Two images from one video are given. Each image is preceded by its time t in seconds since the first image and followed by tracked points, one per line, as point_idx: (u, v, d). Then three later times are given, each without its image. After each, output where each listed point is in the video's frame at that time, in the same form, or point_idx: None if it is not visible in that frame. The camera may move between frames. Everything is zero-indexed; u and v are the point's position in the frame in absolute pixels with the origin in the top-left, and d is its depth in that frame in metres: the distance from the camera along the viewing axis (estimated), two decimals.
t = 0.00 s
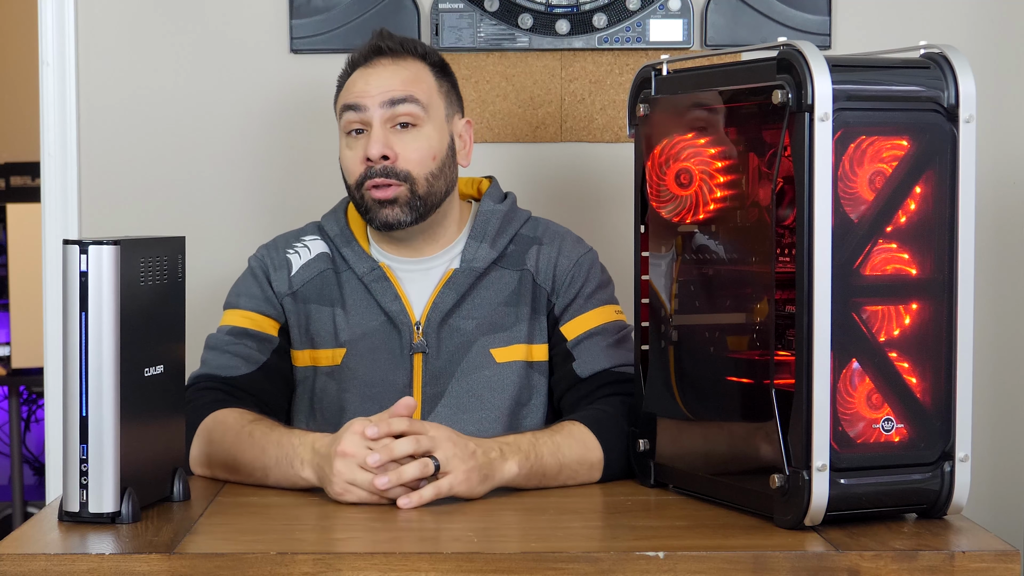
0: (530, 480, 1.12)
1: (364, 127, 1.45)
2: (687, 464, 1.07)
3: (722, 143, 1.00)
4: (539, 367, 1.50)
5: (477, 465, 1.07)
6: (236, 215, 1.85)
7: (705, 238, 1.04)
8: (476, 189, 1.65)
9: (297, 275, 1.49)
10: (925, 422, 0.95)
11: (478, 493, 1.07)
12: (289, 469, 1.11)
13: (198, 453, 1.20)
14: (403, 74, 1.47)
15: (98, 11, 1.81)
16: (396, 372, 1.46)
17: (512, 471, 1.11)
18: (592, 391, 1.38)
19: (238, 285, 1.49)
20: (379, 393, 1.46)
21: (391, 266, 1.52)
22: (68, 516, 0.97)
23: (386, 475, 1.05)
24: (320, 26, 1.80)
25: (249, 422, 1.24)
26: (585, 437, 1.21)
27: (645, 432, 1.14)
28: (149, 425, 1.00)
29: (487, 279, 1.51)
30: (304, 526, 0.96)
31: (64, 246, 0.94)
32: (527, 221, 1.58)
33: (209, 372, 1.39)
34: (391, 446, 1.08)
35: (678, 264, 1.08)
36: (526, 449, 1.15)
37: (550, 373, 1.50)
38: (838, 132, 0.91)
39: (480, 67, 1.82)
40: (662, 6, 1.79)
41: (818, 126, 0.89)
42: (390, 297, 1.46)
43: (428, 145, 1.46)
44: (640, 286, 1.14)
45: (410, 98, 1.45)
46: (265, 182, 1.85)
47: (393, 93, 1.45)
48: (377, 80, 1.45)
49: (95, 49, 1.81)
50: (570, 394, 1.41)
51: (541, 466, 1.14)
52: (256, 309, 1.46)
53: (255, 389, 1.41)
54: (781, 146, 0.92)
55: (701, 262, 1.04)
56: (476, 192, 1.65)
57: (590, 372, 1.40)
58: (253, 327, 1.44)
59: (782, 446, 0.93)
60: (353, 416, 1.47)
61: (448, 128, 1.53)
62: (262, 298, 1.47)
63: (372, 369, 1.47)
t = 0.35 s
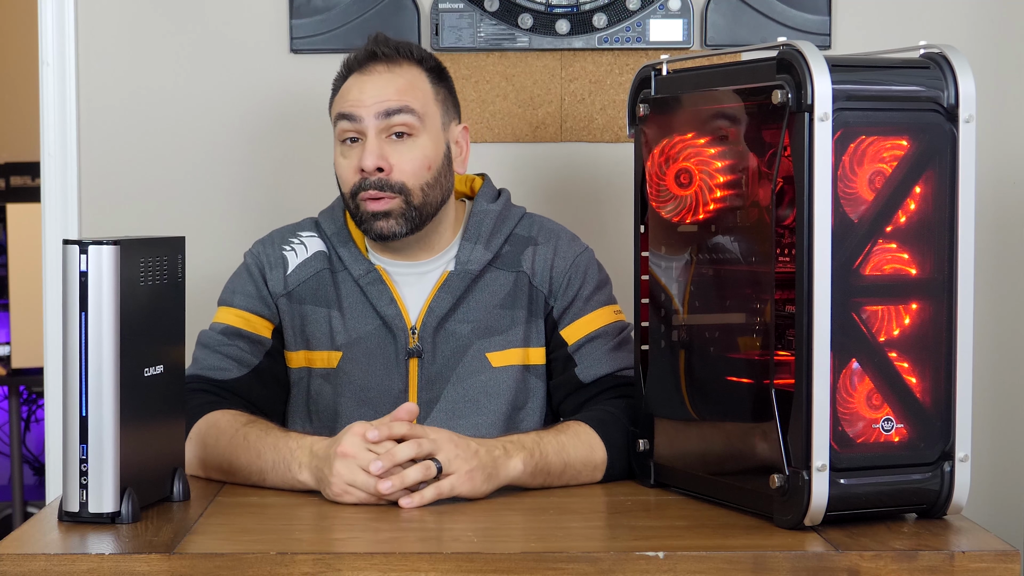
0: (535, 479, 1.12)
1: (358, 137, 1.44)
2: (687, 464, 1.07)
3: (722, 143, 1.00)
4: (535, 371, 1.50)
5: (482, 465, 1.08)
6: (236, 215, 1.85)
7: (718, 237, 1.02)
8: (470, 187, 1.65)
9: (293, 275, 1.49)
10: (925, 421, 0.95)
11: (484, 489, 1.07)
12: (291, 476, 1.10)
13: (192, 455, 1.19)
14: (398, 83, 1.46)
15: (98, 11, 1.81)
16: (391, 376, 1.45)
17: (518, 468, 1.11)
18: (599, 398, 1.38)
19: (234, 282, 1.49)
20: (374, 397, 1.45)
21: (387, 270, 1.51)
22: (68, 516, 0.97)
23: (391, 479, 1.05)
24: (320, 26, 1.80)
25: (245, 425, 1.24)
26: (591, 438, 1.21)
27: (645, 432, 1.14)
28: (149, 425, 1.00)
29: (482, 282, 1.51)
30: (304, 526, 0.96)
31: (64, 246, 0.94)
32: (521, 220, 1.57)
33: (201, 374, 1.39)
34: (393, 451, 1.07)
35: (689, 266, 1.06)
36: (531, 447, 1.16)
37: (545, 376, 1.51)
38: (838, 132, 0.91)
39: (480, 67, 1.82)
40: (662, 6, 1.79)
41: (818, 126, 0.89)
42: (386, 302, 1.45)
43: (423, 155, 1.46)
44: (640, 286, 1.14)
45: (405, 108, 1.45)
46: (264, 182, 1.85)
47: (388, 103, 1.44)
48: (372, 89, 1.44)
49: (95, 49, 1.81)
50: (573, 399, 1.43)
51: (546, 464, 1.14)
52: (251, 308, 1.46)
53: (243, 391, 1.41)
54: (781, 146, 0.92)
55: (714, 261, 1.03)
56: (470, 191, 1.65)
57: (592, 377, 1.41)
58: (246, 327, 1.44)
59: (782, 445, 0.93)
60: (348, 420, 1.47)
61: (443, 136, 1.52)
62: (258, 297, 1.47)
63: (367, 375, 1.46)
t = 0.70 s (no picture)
0: (536, 478, 1.12)
1: (370, 135, 1.43)
2: (688, 464, 1.07)
3: (722, 143, 1.00)
4: (539, 371, 1.50)
5: (482, 462, 1.08)
6: (236, 215, 1.85)
7: (719, 237, 1.02)
8: (474, 188, 1.65)
9: (296, 275, 1.49)
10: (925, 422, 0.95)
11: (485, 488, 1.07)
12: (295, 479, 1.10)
13: (192, 456, 1.18)
14: (413, 84, 1.46)
15: (98, 11, 1.81)
16: (396, 377, 1.46)
17: (518, 467, 1.11)
18: (600, 399, 1.38)
19: (235, 282, 1.48)
20: (380, 398, 1.46)
21: (392, 270, 1.51)
22: (68, 516, 0.97)
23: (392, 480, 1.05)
24: (320, 26, 1.80)
25: (244, 426, 1.23)
26: (592, 438, 1.21)
27: (646, 432, 1.14)
28: (149, 424, 1.00)
29: (487, 281, 1.51)
30: (304, 526, 0.96)
31: (64, 246, 0.94)
32: (525, 220, 1.57)
33: (200, 375, 1.39)
34: (393, 450, 1.07)
35: (690, 266, 1.06)
36: (531, 446, 1.15)
37: (550, 375, 1.51)
38: (838, 132, 0.91)
39: (480, 67, 1.82)
40: (662, 6, 1.79)
41: (818, 126, 0.89)
42: (391, 302, 1.45)
43: (433, 157, 1.46)
44: (640, 286, 1.14)
45: (418, 109, 1.44)
46: (265, 182, 1.85)
47: (402, 103, 1.43)
48: (387, 88, 1.44)
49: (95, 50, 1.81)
50: (575, 398, 1.43)
51: (546, 463, 1.14)
52: (251, 309, 1.45)
53: (243, 393, 1.41)
54: (781, 146, 0.92)
55: (716, 262, 1.02)
56: (474, 192, 1.65)
57: (594, 377, 1.41)
58: (247, 327, 1.44)
59: (783, 445, 0.93)
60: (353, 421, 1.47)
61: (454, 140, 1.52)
62: (259, 297, 1.47)
63: (373, 374, 1.46)
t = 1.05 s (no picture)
0: (535, 484, 1.11)
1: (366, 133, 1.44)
2: (688, 464, 1.07)
3: (722, 143, 1.00)
4: (540, 370, 1.50)
5: (486, 463, 1.07)
6: (237, 215, 1.85)
7: (719, 236, 1.02)
8: (477, 188, 1.66)
9: (297, 275, 1.49)
10: (925, 422, 0.95)
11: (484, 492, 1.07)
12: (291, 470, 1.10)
13: (192, 454, 1.18)
14: (411, 84, 1.46)
15: (98, 10, 1.80)
16: (399, 372, 1.46)
17: (519, 474, 1.10)
18: (599, 398, 1.38)
19: (236, 284, 1.48)
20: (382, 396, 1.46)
21: (395, 267, 1.52)
22: (68, 516, 0.97)
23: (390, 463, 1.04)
24: (320, 26, 1.80)
25: (231, 419, 1.23)
26: (592, 440, 1.20)
27: (646, 432, 1.14)
28: (149, 424, 1.00)
29: (489, 280, 1.51)
30: (304, 526, 0.95)
31: (64, 246, 0.94)
32: (528, 220, 1.58)
33: (199, 375, 1.37)
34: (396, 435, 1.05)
35: (690, 266, 1.06)
36: (534, 451, 1.14)
37: (550, 374, 1.51)
38: (838, 132, 0.91)
39: (479, 67, 1.82)
40: (662, 6, 1.79)
41: (818, 126, 0.89)
42: (394, 300, 1.45)
43: (426, 158, 1.45)
44: (640, 286, 1.14)
45: (414, 110, 1.44)
46: (265, 181, 1.85)
47: (397, 103, 1.43)
48: (385, 86, 1.44)
49: (95, 50, 1.81)
50: (574, 397, 1.43)
51: (547, 469, 1.13)
52: (253, 309, 1.46)
53: (242, 393, 1.38)
54: (781, 146, 0.92)
55: (714, 261, 1.03)
56: (478, 192, 1.66)
57: (593, 375, 1.41)
58: (247, 328, 1.44)
59: (782, 446, 0.93)
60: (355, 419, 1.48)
61: (454, 142, 1.51)
62: (260, 298, 1.47)
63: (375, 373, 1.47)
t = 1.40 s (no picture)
0: (536, 480, 1.11)
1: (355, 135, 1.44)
2: (688, 464, 1.07)
3: (722, 143, 1.00)
4: (541, 369, 1.50)
5: (487, 454, 1.08)
6: (237, 215, 1.85)
7: (718, 237, 1.02)
8: (480, 186, 1.64)
9: (299, 274, 1.49)
10: (925, 422, 0.95)
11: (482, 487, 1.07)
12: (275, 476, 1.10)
13: (189, 455, 1.18)
14: (398, 84, 1.46)
15: (98, 10, 1.81)
16: (400, 371, 1.46)
17: (519, 470, 1.10)
18: (600, 398, 1.39)
19: (239, 282, 1.50)
20: (383, 395, 1.46)
21: (395, 266, 1.52)
22: (68, 516, 0.97)
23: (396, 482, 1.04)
24: (320, 26, 1.80)
25: (222, 424, 1.24)
26: (590, 440, 1.20)
27: (647, 432, 1.14)
28: (149, 424, 1.00)
29: (491, 278, 1.51)
30: (304, 526, 0.95)
31: (64, 246, 0.94)
32: (530, 220, 1.58)
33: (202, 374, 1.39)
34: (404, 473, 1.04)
35: (690, 266, 1.06)
36: (532, 448, 1.15)
37: (550, 374, 1.51)
38: (838, 132, 0.91)
39: (480, 67, 1.82)
40: (662, 6, 1.79)
41: (818, 126, 0.89)
42: (395, 298, 1.45)
43: (416, 158, 1.45)
44: (640, 286, 1.14)
45: (400, 110, 1.44)
46: (265, 181, 1.85)
47: (384, 104, 1.43)
48: (370, 88, 1.44)
49: (95, 49, 1.81)
50: (574, 395, 1.43)
51: (547, 465, 1.13)
52: (255, 309, 1.46)
53: (245, 390, 1.40)
54: (781, 146, 0.92)
55: (713, 261, 1.03)
56: (480, 190, 1.65)
57: (594, 375, 1.41)
58: (252, 327, 1.45)
59: (783, 446, 0.94)
60: (356, 419, 1.47)
61: (444, 141, 1.51)
62: (263, 296, 1.48)
63: (376, 371, 1.47)
